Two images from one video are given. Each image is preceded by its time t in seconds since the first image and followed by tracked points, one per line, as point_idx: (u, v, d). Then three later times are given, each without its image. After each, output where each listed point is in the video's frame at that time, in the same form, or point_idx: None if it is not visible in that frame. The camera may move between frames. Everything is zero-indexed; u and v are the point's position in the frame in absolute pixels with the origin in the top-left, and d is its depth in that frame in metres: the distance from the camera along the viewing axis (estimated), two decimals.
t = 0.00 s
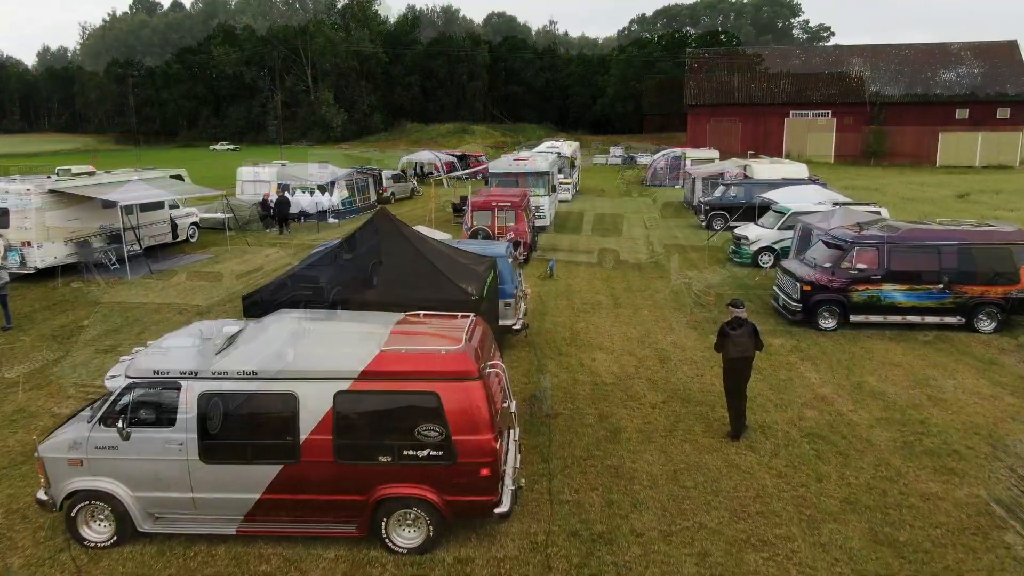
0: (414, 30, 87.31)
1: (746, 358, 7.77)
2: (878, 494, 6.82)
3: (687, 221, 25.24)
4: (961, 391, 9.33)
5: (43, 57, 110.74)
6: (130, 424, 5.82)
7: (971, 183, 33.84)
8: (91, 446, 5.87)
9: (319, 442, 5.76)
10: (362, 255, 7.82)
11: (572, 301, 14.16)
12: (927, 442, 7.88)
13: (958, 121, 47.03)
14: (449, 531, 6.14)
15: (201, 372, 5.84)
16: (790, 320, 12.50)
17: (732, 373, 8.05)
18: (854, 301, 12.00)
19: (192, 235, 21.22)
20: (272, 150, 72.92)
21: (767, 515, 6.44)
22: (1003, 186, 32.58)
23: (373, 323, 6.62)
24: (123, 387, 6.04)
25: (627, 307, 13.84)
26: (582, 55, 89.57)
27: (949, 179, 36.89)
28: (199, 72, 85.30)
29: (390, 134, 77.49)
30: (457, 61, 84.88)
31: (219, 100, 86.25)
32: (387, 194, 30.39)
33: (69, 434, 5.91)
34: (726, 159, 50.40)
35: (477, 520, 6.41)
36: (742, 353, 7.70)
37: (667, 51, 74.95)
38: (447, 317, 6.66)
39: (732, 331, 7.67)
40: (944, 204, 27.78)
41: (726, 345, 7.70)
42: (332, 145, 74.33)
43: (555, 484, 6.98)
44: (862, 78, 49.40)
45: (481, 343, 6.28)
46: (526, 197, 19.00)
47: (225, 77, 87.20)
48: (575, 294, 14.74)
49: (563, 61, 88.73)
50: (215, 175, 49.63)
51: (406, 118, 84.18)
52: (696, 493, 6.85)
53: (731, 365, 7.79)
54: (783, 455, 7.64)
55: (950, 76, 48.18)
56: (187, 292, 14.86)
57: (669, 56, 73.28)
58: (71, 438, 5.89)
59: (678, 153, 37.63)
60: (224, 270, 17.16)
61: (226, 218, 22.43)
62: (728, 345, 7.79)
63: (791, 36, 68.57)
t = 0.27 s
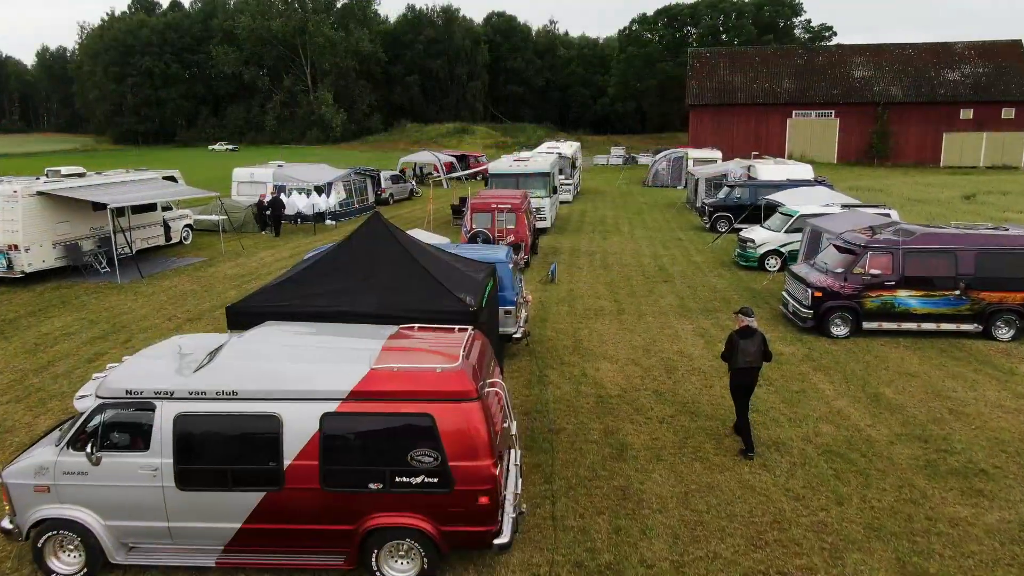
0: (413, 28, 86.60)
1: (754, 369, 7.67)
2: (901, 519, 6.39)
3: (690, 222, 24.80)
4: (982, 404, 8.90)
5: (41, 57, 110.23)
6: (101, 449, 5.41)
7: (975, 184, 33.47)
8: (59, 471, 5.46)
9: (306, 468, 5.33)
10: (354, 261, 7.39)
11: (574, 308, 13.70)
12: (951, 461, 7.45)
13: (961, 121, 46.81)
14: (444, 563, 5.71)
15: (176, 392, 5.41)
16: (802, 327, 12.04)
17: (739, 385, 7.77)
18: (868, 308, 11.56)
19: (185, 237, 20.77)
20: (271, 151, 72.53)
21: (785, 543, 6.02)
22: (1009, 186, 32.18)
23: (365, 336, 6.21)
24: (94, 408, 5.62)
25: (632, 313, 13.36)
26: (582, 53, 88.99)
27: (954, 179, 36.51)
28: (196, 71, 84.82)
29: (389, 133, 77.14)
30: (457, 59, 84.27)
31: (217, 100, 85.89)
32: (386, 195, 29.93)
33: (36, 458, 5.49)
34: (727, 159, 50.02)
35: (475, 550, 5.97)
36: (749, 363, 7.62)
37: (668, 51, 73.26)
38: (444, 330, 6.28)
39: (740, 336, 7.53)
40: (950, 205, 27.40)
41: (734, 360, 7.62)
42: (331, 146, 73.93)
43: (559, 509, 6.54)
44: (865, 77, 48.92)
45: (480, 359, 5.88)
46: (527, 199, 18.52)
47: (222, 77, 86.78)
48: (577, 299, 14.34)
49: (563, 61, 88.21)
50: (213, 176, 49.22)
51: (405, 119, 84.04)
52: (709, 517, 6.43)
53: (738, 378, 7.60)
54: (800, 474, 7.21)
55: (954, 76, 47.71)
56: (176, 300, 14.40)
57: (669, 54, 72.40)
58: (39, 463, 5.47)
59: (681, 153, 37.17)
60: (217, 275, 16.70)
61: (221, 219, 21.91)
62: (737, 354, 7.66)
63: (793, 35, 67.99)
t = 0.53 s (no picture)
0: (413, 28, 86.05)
1: (763, 375, 7.49)
2: (929, 548, 5.96)
3: (693, 224, 24.38)
4: (1006, 418, 8.47)
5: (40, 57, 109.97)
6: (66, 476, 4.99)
7: (981, 185, 33.05)
8: (19, 501, 5.04)
9: (286, 498, 4.90)
10: (346, 269, 6.93)
11: (576, 314, 13.25)
12: (978, 482, 7.01)
13: (966, 121, 46.35)
14: None
15: (146, 415, 4.97)
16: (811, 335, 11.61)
17: (747, 391, 7.62)
18: (882, 315, 11.12)
19: (179, 239, 20.35)
20: (269, 151, 72.12)
21: None
22: (1016, 187, 31.75)
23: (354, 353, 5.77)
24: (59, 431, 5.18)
25: (636, 320, 12.91)
26: (582, 53, 88.54)
27: (958, 180, 36.13)
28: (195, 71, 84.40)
29: (388, 134, 76.76)
30: (457, 59, 83.78)
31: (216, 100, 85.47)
32: (384, 196, 29.51)
33: None
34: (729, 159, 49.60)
35: None
36: (758, 369, 7.44)
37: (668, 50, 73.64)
38: (440, 345, 5.84)
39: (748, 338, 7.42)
40: (956, 206, 27.00)
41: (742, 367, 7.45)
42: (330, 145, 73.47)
43: (562, 538, 6.09)
44: (869, 77, 48.43)
45: (479, 378, 5.44)
46: (527, 201, 18.02)
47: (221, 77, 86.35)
48: (579, 304, 13.89)
49: (563, 61, 87.75)
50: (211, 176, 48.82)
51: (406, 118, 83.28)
52: (723, 546, 6.00)
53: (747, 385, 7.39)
54: (818, 496, 6.78)
55: (959, 75, 47.21)
56: (165, 305, 13.98)
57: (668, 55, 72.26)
58: None
59: (683, 153, 36.72)
60: (209, 279, 16.28)
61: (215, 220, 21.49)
62: (745, 360, 7.50)
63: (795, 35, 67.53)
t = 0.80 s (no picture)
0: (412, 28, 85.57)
1: (767, 385, 7.21)
2: None
3: (696, 226, 23.93)
4: None
5: (39, 57, 109.61)
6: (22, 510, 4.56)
7: (987, 186, 32.61)
8: None
9: (263, 535, 4.46)
10: (336, 279, 6.50)
11: (579, 320, 12.81)
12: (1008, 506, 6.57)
13: (970, 121, 45.90)
14: None
15: (111, 444, 4.54)
16: (823, 343, 11.16)
17: (748, 402, 7.28)
18: (897, 323, 10.68)
19: (171, 242, 19.92)
20: (268, 151, 71.74)
21: None
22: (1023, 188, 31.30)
23: (342, 372, 5.35)
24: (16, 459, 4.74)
25: (641, 327, 12.47)
26: (582, 53, 88.01)
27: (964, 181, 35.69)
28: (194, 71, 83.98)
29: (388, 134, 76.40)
30: (457, 59, 83.37)
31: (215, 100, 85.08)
32: (382, 197, 29.08)
33: None
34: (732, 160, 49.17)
35: None
36: (765, 378, 7.17)
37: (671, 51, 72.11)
38: (433, 363, 5.42)
39: (750, 346, 7.19)
40: (965, 208, 26.52)
41: (745, 378, 7.23)
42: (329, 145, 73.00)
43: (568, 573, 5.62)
44: (873, 77, 47.95)
45: (475, 399, 5.02)
46: (528, 203, 17.58)
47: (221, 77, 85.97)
48: (581, 310, 13.46)
49: (563, 61, 87.25)
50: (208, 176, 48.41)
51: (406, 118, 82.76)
52: None
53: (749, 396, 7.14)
54: (839, 523, 6.34)
55: (963, 75, 46.74)
56: (154, 311, 13.53)
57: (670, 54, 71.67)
58: None
59: (685, 153, 36.28)
60: (200, 284, 15.83)
61: (209, 222, 21.07)
62: (750, 370, 7.19)
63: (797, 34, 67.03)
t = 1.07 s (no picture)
0: (411, 26, 84.93)
1: (766, 396, 6.97)
2: None
3: (699, 228, 23.50)
4: None
5: (37, 57, 109.08)
6: None
7: (994, 187, 32.16)
8: None
9: None
10: (321, 290, 6.05)
11: (581, 327, 12.35)
12: None
13: (974, 121, 45.46)
14: None
15: (67, 478, 4.08)
16: (835, 352, 10.71)
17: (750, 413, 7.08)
18: (912, 332, 10.24)
19: (163, 244, 19.46)
20: (266, 151, 71.28)
21: None
22: None
23: (326, 395, 4.90)
24: None
25: (646, 334, 12.02)
26: (583, 52, 87.45)
27: (969, 182, 35.25)
28: (193, 70, 83.50)
29: (387, 134, 75.90)
30: (457, 58, 82.91)
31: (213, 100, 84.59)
32: (380, 198, 28.62)
33: None
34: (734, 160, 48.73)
35: None
36: (762, 389, 6.90)
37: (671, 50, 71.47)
38: (425, 384, 4.99)
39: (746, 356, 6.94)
40: (974, 209, 26.06)
41: (740, 389, 7.02)
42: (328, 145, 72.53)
43: None
44: (876, 76, 47.48)
45: (470, 426, 4.59)
46: (528, 205, 17.13)
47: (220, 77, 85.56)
48: (584, 317, 13.02)
49: (563, 59, 86.91)
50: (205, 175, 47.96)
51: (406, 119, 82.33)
52: None
53: (746, 406, 6.94)
54: (867, 553, 5.90)
55: (967, 74, 46.28)
56: (141, 317, 13.07)
57: (670, 54, 71.03)
58: None
59: (687, 154, 35.83)
60: (191, 288, 15.38)
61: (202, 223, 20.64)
62: (747, 380, 6.98)
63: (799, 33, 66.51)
